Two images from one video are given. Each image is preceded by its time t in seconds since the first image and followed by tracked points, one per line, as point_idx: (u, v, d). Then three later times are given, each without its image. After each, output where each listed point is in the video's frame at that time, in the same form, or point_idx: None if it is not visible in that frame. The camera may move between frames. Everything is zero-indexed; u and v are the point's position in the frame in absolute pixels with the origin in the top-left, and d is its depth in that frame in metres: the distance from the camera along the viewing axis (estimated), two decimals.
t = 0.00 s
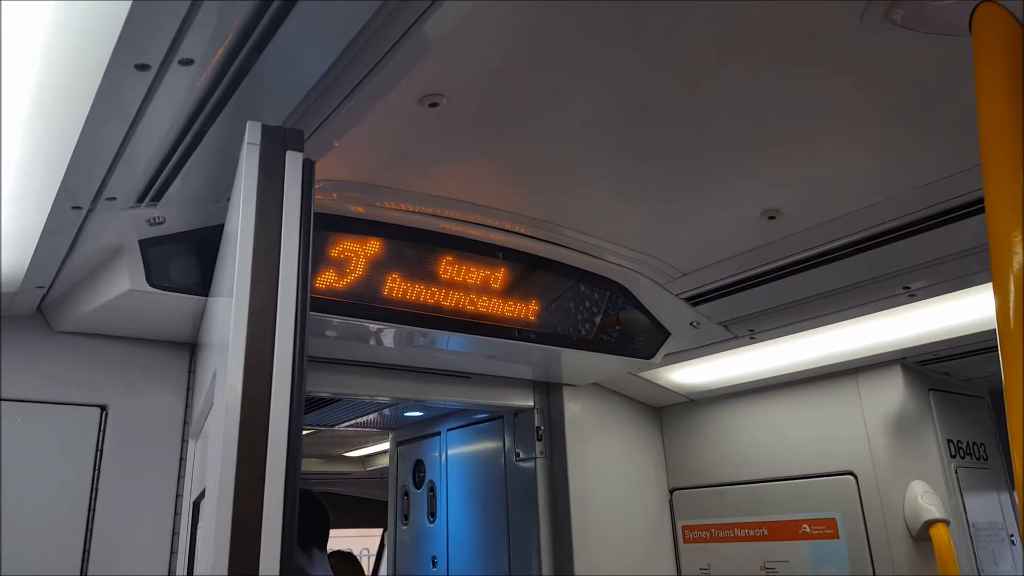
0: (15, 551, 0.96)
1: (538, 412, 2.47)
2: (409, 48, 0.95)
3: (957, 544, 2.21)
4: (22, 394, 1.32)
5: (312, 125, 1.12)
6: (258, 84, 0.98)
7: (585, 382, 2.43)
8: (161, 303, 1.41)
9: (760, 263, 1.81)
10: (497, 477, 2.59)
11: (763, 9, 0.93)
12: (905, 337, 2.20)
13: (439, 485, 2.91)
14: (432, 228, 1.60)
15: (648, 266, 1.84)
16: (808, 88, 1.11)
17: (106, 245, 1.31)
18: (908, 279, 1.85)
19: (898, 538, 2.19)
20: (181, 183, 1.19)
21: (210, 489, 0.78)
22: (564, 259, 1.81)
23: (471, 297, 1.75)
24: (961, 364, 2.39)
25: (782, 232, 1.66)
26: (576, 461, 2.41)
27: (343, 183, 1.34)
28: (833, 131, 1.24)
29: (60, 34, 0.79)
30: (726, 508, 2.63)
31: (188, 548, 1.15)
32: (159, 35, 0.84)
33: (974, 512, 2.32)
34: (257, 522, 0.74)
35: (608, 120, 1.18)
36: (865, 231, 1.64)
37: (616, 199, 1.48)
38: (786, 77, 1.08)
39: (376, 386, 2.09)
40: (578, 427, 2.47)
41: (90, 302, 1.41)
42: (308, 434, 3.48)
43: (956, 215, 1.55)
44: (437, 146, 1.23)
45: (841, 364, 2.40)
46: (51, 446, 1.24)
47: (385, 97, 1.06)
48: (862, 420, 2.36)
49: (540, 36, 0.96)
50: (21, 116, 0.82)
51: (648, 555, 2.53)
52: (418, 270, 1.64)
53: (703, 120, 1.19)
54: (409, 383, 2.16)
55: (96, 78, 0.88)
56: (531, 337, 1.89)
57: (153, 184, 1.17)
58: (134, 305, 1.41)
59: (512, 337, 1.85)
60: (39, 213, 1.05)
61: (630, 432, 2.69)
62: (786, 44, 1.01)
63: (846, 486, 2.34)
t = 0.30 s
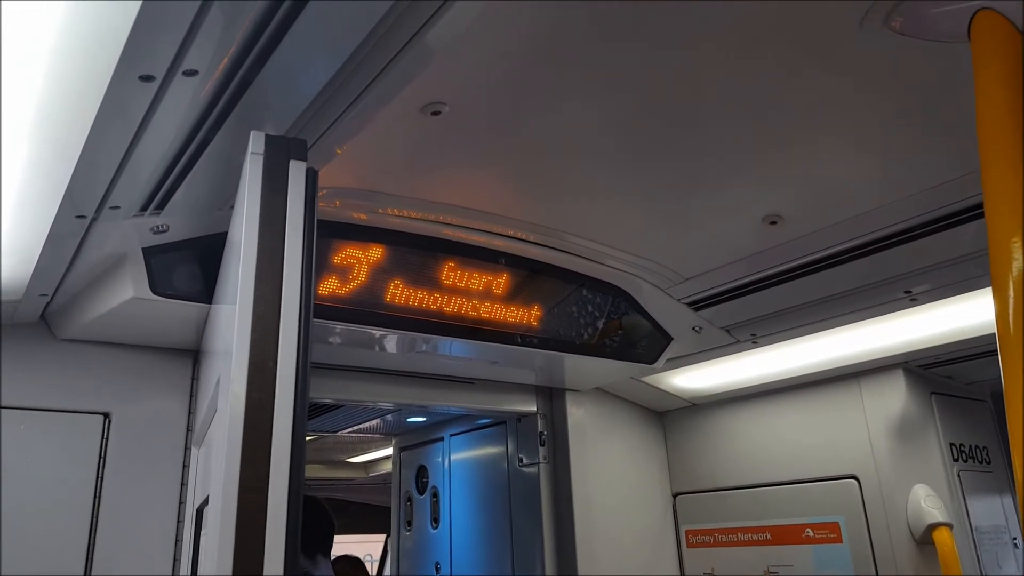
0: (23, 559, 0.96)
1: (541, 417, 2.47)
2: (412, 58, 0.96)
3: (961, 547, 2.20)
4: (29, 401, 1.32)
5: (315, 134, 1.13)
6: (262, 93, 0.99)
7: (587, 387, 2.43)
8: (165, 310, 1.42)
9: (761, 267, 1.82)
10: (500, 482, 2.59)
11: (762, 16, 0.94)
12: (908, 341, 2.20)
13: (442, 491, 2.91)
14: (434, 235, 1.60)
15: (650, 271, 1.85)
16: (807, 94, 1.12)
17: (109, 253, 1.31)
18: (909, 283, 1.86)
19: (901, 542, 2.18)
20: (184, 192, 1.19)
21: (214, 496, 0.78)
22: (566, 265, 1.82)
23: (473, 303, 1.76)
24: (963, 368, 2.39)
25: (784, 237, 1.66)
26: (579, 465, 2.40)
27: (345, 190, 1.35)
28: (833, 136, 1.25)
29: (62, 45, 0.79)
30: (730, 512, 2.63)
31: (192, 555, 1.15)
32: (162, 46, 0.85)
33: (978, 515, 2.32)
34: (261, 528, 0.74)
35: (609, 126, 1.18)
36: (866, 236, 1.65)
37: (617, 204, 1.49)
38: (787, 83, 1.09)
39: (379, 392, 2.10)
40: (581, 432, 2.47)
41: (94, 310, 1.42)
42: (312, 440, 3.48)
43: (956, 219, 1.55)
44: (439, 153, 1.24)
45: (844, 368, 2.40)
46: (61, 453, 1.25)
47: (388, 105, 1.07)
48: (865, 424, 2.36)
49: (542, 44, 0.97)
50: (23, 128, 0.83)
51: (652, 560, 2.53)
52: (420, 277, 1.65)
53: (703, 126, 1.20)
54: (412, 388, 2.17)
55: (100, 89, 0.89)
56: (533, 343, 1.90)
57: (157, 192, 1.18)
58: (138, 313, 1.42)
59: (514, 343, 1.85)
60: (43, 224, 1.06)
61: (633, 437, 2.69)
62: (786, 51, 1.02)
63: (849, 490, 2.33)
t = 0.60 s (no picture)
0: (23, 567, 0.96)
1: (541, 422, 2.47)
2: (410, 63, 0.96)
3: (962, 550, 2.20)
4: (30, 408, 1.32)
5: (313, 139, 1.13)
6: (260, 100, 0.99)
7: (587, 391, 2.42)
8: (164, 317, 1.42)
9: (760, 271, 1.82)
10: (500, 487, 2.58)
11: (759, 20, 0.94)
12: (907, 344, 2.20)
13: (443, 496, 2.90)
14: (433, 240, 1.61)
15: (649, 275, 1.85)
16: (804, 98, 1.12)
17: (108, 260, 1.32)
18: (908, 285, 1.86)
19: (902, 545, 2.18)
20: (183, 198, 1.20)
21: (213, 502, 0.78)
22: (566, 269, 1.82)
23: (472, 307, 1.76)
24: (963, 370, 2.38)
25: (782, 240, 1.66)
26: (579, 469, 2.40)
27: (344, 196, 1.35)
28: (831, 140, 1.25)
29: (61, 46, 0.79)
30: (731, 516, 2.62)
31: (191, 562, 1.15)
32: (160, 54, 0.85)
33: (979, 518, 2.32)
34: (260, 534, 0.74)
35: (607, 131, 1.18)
36: (864, 239, 1.65)
37: (615, 209, 1.49)
38: (784, 87, 1.09)
39: (379, 398, 2.10)
40: (580, 436, 2.47)
41: (93, 316, 1.42)
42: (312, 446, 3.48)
43: (954, 222, 1.56)
44: (438, 158, 1.24)
45: (843, 371, 2.40)
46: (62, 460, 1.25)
47: (386, 111, 1.07)
48: (865, 426, 2.36)
49: (539, 50, 0.97)
50: (22, 132, 0.83)
51: (652, 564, 2.53)
52: (419, 282, 1.65)
53: (701, 130, 1.20)
54: (412, 393, 2.17)
55: (98, 95, 0.89)
56: (533, 347, 1.90)
57: (155, 199, 1.18)
58: (137, 319, 1.42)
59: (513, 347, 1.85)
60: (42, 231, 1.06)
61: (633, 441, 2.69)
62: (783, 55, 1.02)
63: (849, 493, 2.33)
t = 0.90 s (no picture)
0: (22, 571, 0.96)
1: (542, 425, 2.46)
2: (411, 66, 0.96)
3: (964, 553, 2.20)
4: (31, 411, 1.32)
5: (314, 143, 1.13)
6: (261, 103, 0.99)
7: (588, 394, 2.42)
8: (165, 320, 1.42)
9: (761, 274, 1.82)
10: (501, 490, 2.58)
11: (760, 23, 0.94)
12: (909, 347, 2.19)
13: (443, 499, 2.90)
14: (434, 243, 1.60)
15: (651, 279, 1.85)
16: (805, 101, 1.12)
17: (109, 264, 1.32)
18: (910, 289, 1.86)
19: (903, 549, 2.17)
20: (184, 202, 1.20)
21: (213, 505, 0.78)
22: (567, 272, 1.82)
23: (473, 311, 1.76)
24: (965, 374, 2.38)
25: (783, 244, 1.66)
26: (580, 473, 2.40)
27: (345, 200, 1.35)
28: (831, 143, 1.25)
29: (60, 46, 0.79)
30: (732, 519, 2.62)
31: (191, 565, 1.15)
32: (160, 58, 0.85)
33: (980, 521, 2.31)
34: (260, 537, 0.74)
35: (608, 134, 1.19)
36: (864, 243, 1.65)
37: (616, 212, 1.49)
38: (784, 91, 1.09)
39: (379, 401, 2.09)
40: (581, 439, 2.47)
41: (94, 319, 1.42)
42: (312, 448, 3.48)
43: (955, 225, 1.55)
44: (439, 161, 1.24)
45: (845, 375, 2.40)
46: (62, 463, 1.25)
47: (387, 114, 1.07)
48: (866, 430, 2.36)
49: (540, 52, 0.97)
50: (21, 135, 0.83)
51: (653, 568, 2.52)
52: (420, 285, 1.65)
53: (701, 133, 1.20)
54: (412, 396, 2.16)
55: (99, 99, 0.89)
56: (534, 350, 1.90)
57: (156, 203, 1.18)
58: (137, 322, 1.42)
59: (515, 351, 1.85)
60: (42, 235, 1.06)
61: (634, 444, 2.68)
62: (783, 59, 1.02)
63: (851, 497, 2.33)
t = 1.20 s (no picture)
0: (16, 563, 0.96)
1: (540, 423, 2.46)
2: (410, 61, 0.96)
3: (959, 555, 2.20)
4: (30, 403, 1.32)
5: (313, 136, 1.13)
6: (259, 96, 0.99)
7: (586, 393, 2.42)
8: (162, 314, 1.42)
9: (760, 275, 1.82)
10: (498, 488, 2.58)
11: (762, 23, 0.94)
12: (908, 349, 2.19)
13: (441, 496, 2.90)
14: (432, 239, 1.60)
15: (649, 278, 1.85)
16: (807, 101, 1.12)
17: (106, 256, 1.32)
18: (909, 291, 1.85)
19: (898, 551, 2.17)
20: (181, 195, 1.20)
21: (208, 498, 0.78)
22: (566, 271, 1.82)
23: (471, 308, 1.76)
24: (963, 377, 2.38)
25: (783, 245, 1.66)
26: (577, 471, 2.40)
27: (344, 195, 1.35)
28: (832, 144, 1.25)
29: (59, 41, 0.79)
30: (728, 519, 2.62)
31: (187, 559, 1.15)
32: (157, 48, 0.85)
33: (976, 524, 2.31)
34: (253, 531, 0.74)
35: (608, 132, 1.18)
36: (864, 244, 1.64)
37: (615, 211, 1.48)
38: (785, 91, 1.09)
39: (377, 398, 2.09)
40: (579, 438, 2.46)
41: (91, 312, 1.42)
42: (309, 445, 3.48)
43: (955, 227, 1.55)
44: (437, 157, 1.24)
45: (843, 376, 2.39)
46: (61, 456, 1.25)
47: (386, 109, 1.07)
48: (864, 432, 2.36)
49: (540, 49, 0.97)
50: (20, 127, 0.82)
51: (649, 567, 2.52)
52: (419, 281, 1.65)
53: (702, 133, 1.20)
54: (410, 393, 2.16)
55: (97, 89, 0.89)
56: (532, 349, 1.89)
57: (153, 195, 1.19)
58: (134, 315, 1.42)
59: (513, 348, 1.85)
60: (40, 228, 1.06)
61: (632, 443, 2.68)
62: (785, 58, 1.02)
63: (847, 498, 2.33)
